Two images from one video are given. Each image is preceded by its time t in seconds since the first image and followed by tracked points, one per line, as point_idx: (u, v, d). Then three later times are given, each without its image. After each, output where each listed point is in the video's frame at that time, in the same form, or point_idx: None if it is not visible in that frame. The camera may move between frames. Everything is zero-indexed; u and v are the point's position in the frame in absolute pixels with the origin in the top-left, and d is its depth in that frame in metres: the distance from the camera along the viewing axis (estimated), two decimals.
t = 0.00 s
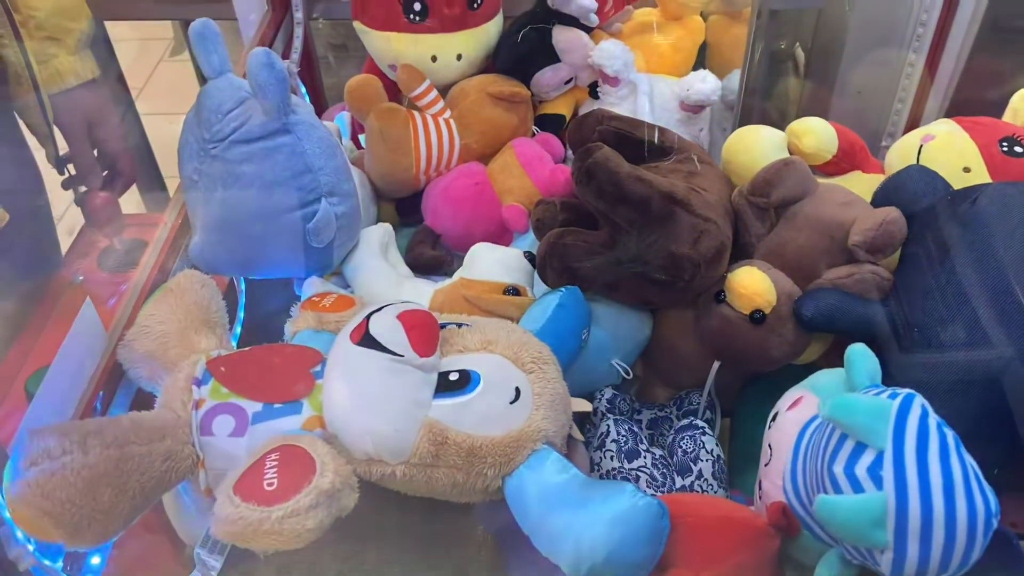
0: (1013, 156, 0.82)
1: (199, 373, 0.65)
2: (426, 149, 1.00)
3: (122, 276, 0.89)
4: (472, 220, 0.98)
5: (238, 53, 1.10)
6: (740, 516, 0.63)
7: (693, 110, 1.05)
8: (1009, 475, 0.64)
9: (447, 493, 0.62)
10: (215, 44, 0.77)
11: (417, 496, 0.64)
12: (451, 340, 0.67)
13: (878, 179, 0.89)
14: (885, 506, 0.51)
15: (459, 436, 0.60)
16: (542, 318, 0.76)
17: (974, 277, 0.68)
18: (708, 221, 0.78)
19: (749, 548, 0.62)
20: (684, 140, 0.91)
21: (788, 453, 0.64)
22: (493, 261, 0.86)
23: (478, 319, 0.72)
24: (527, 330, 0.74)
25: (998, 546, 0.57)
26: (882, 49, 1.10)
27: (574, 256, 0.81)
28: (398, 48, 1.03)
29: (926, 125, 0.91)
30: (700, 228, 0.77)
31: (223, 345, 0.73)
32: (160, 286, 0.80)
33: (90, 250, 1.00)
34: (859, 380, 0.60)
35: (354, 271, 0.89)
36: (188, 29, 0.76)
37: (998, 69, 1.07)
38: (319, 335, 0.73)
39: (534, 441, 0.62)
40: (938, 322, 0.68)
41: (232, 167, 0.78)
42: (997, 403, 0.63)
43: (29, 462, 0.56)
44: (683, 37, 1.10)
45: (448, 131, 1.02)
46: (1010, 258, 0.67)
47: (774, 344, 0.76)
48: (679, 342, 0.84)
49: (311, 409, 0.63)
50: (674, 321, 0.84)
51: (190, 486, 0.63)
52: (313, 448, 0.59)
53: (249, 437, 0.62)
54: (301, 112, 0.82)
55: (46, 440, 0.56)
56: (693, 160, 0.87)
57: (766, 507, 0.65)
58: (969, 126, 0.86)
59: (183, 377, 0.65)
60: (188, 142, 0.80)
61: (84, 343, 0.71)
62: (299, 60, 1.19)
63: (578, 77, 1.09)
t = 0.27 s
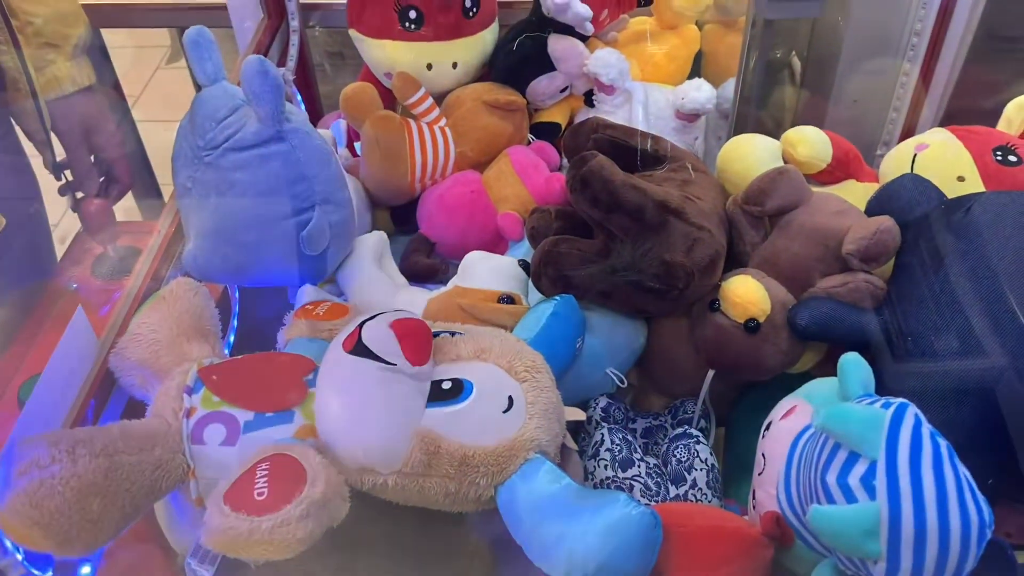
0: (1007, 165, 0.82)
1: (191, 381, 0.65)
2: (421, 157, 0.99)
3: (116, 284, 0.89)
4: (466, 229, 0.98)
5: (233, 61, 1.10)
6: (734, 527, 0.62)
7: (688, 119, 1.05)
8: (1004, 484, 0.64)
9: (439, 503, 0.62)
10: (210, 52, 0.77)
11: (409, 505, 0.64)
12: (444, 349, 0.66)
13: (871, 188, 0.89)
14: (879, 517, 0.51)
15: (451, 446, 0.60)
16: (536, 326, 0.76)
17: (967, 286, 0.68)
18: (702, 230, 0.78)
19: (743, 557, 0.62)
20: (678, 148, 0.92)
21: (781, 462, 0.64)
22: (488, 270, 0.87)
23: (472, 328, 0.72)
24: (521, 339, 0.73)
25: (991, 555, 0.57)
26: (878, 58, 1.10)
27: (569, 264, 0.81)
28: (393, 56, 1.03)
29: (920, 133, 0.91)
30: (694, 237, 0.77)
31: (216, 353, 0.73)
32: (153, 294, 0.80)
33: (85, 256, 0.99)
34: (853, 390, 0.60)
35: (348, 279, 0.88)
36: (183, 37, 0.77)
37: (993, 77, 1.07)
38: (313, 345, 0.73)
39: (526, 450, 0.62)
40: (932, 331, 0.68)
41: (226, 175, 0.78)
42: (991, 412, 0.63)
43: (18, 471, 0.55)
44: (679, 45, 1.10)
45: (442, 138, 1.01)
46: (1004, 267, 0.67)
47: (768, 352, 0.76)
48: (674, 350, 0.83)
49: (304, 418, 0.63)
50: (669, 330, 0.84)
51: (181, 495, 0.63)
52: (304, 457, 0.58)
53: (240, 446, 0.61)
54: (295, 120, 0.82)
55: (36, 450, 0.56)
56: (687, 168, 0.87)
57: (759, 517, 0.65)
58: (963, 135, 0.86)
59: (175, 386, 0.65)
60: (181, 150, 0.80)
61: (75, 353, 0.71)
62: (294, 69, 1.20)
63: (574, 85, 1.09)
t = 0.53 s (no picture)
0: (1001, 169, 0.82)
1: (183, 392, 0.65)
2: (415, 162, 0.99)
3: (108, 292, 0.88)
4: (461, 234, 0.97)
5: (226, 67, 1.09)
6: (731, 535, 0.62)
7: (682, 123, 1.04)
8: (999, 489, 0.64)
9: (434, 512, 0.62)
10: (202, 60, 0.77)
11: (404, 515, 0.63)
12: (438, 357, 0.66)
13: (866, 193, 0.89)
14: (875, 525, 0.51)
15: (446, 455, 0.60)
16: (530, 333, 0.75)
17: (962, 291, 0.68)
18: (697, 236, 0.78)
19: (740, 563, 0.61)
20: (672, 153, 0.92)
21: (777, 470, 0.63)
22: (482, 276, 0.86)
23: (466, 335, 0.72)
24: (516, 346, 0.73)
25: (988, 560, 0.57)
26: (871, 61, 1.11)
27: (563, 270, 0.81)
28: (387, 61, 1.03)
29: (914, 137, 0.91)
30: (689, 243, 0.77)
31: (209, 363, 0.73)
32: (145, 303, 0.80)
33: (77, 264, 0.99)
34: (848, 397, 0.60)
35: (342, 286, 0.88)
36: (175, 44, 0.76)
37: (985, 80, 1.07)
38: (304, 353, 0.72)
39: (522, 458, 0.62)
40: (926, 336, 0.68)
41: (218, 183, 0.78)
42: (987, 418, 0.63)
43: (9, 484, 0.54)
44: (672, 49, 1.10)
45: (437, 145, 1.01)
46: (997, 271, 0.67)
47: (763, 358, 0.76)
48: (669, 356, 0.83)
49: (297, 427, 0.62)
50: (664, 335, 0.84)
51: (175, 506, 0.62)
52: (298, 467, 0.58)
53: (234, 456, 0.61)
54: (288, 127, 0.82)
55: (26, 463, 0.55)
56: (681, 173, 0.87)
57: (755, 525, 0.65)
58: (957, 139, 0.86)
59: (167, 396, 0.64)
60: (173, 157, 0.79)
61: (67, 367, 0.69)
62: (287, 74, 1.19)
63: (567, 90, 1.09)
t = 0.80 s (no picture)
0: (998, 164, 0.82)
1: (173, 394, 0.64)
2: (408, 160, 0.98)
3: (98, 292, 0.87)
4: (455, 232, 0.96)
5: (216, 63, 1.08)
6: (727, 535, 0.62)
7: (677, 118, 1.04)
8: (998, 486, 0.63)
9: (429, 514, 0.61)
10: (191, 56, 0.76)
11: (399, 517, 0.62)
12: (432, 356, 0.65)
13: (862, 188, 0.88)
14: (874, 525, 0.50)
15: (439, 456, 0.59)
16: (525, 331, 0.74)
17: (960, 287, 0.67)
18: (693, 231, 0.76)
19: (738, 564, 0.61)
20: (667, 148, 0.90)
21: (774, 469, 0.63)
22: (476, 274, 0.85)
23: (460, 334, 0.71)
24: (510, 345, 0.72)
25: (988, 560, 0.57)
26: (865, 57, 1.11)
27: (558, 268, 0.80)
28: (378, 59, 1.01)
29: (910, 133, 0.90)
30: (685, 239, 0.75)
31: (199, 363, 0.71)
32: (136, 301, 0.79)
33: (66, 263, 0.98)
34: (847, 395, 0.59)
35: (334, 284, 0.87)
36: (164, 40, 0.75)
37: (981, 75, 1.07)
38: (296, 352, 0.71)
39: (515, 460, 0.61)
40: (924, 334, 0.67)
41: (208, 180, 0.77)
42: (985, 415, 0.62)
43: None
44: (668, 44, 1.09)
45: (430, 141, 1.00)
46: (994, 266, 0.66)
47: (760, 356, 0.76)
48: (665, 353, 0.82)
49: (287, 429, 0.62)
50: (660, 333, 0.83)
51: (164, 509, 0.61)
52: (289, 470, 0.57)
53: (224, 459, 0.60)
54: (279, 124, 0.81)
55: (11, 466, 0.54)
56: (677, 169, 0.86)
57: (753, 525, 0.64)
58: (954, 133, 0.86)
59: (157, 396, 0.63)
60: (163, 155, 0.78)
61: (56, 365, 0.68)
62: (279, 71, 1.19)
63: (562, 86, 1.08)
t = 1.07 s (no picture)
0: (997, 152, 0.80)
1: (158, 385, 0.63)
2: (400, 149, 0.97)
3: (84, 283, 0.86)
4: (448, 222, 0.95)
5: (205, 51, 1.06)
6: (721, 528, 0.61)
7: (673, 106, 1.03)
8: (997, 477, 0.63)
9: (419, 508, 0.60)
10: (176, 41, 0.74)
11: (388, 510, 0.61)
12: (422, 348, 0.64)
13: (859, 176, 0.88)
14: (870, 518, 0.50)
15: (429, 449, 0.58)
16: (518, 322, 0.73)
17: (960, 276, 0.66)
18: (688, 221, 0.76)
19: (731, 559, 0.60)
20: (662, 136, 0.89)
21: (770, 461, 0.62)
22: (469, 263, 0.84)
23: (450, 325, 0.70)
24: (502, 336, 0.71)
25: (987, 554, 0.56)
26: (865, 42, 1.10)
27: (551, 258, 0.79)
28: (369, 44, 1.00)
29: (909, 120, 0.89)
30: (680, 228, 0.75)
31: (185, 354, 0.70)
32: (121, 292, 0.77)
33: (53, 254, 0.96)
34: (843, 385, 0.58)
35: (324, 275, 0.86)
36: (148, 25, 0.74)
37: (980, 62, 1.06)
38: (285, 344, 0.70)
39: (507, 452, 0.60)
40: (923, 324, 0.66)
41: (195, 169, 0.76)
42: (984, 404, 0.61)
43: None
44: (663, 31, 1.07)
45: (422, 130, 0.99)
46: (993, 253, 0.65)
47: (756, 347, 0.75)
48: (660, 344, 0.81)
49: (275, 421, 0.61)
50: (654, 324, 0.82)
51: (149, 503, 0.60)
52: (275, 463, 0.56)
53: (209, 453, 0.59)
54: (267, 111, 0.79)
55: None
56: (672, 157, 0.85)
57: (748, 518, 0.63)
58: (953, 121, 0.84)
59: (142, 389, 0.62)
60: (149, 143, 0.77)
61: (37, 358, 0.70)
62: (270, 58, 1.17)
63: (556, 73, 1.06)
